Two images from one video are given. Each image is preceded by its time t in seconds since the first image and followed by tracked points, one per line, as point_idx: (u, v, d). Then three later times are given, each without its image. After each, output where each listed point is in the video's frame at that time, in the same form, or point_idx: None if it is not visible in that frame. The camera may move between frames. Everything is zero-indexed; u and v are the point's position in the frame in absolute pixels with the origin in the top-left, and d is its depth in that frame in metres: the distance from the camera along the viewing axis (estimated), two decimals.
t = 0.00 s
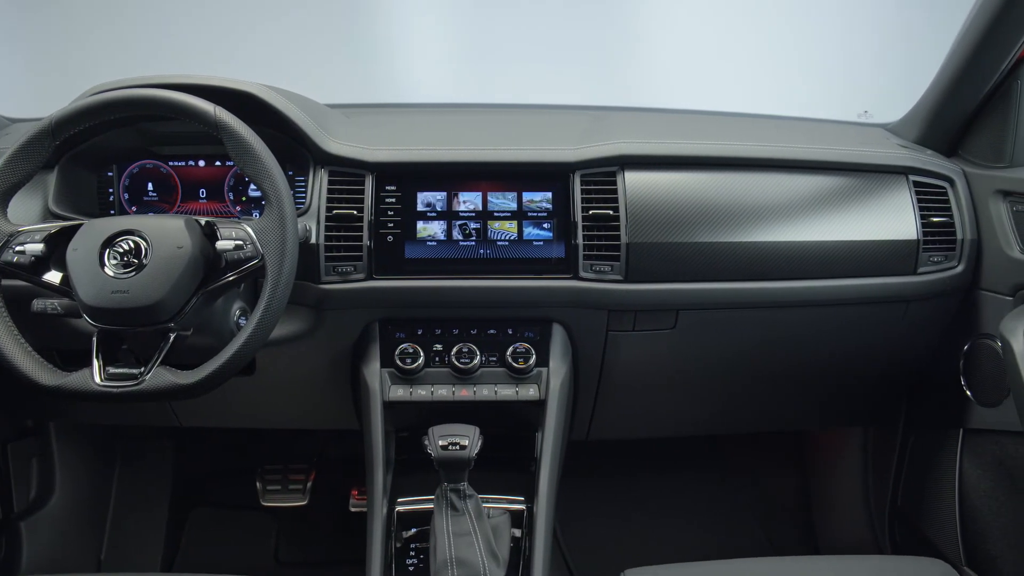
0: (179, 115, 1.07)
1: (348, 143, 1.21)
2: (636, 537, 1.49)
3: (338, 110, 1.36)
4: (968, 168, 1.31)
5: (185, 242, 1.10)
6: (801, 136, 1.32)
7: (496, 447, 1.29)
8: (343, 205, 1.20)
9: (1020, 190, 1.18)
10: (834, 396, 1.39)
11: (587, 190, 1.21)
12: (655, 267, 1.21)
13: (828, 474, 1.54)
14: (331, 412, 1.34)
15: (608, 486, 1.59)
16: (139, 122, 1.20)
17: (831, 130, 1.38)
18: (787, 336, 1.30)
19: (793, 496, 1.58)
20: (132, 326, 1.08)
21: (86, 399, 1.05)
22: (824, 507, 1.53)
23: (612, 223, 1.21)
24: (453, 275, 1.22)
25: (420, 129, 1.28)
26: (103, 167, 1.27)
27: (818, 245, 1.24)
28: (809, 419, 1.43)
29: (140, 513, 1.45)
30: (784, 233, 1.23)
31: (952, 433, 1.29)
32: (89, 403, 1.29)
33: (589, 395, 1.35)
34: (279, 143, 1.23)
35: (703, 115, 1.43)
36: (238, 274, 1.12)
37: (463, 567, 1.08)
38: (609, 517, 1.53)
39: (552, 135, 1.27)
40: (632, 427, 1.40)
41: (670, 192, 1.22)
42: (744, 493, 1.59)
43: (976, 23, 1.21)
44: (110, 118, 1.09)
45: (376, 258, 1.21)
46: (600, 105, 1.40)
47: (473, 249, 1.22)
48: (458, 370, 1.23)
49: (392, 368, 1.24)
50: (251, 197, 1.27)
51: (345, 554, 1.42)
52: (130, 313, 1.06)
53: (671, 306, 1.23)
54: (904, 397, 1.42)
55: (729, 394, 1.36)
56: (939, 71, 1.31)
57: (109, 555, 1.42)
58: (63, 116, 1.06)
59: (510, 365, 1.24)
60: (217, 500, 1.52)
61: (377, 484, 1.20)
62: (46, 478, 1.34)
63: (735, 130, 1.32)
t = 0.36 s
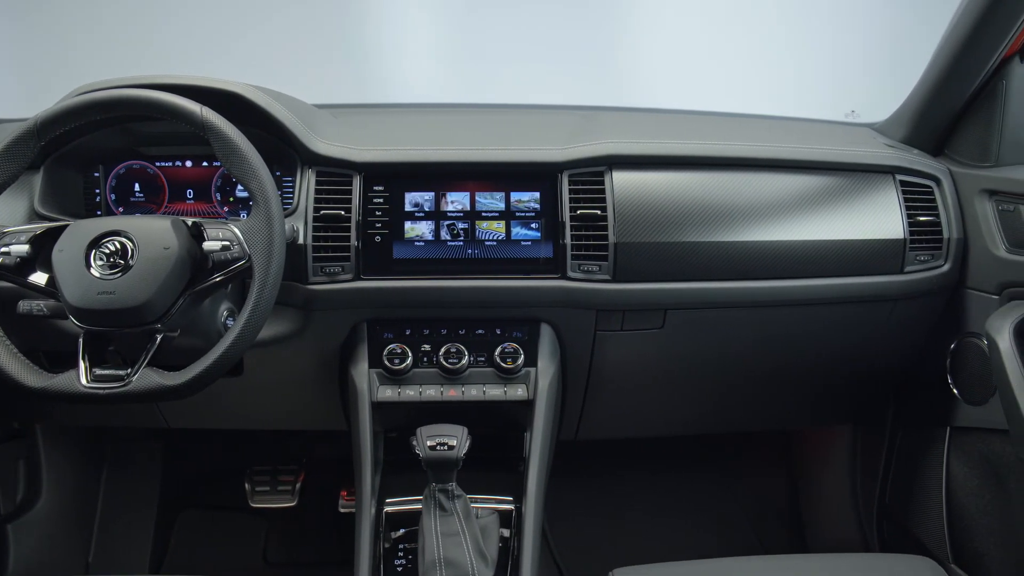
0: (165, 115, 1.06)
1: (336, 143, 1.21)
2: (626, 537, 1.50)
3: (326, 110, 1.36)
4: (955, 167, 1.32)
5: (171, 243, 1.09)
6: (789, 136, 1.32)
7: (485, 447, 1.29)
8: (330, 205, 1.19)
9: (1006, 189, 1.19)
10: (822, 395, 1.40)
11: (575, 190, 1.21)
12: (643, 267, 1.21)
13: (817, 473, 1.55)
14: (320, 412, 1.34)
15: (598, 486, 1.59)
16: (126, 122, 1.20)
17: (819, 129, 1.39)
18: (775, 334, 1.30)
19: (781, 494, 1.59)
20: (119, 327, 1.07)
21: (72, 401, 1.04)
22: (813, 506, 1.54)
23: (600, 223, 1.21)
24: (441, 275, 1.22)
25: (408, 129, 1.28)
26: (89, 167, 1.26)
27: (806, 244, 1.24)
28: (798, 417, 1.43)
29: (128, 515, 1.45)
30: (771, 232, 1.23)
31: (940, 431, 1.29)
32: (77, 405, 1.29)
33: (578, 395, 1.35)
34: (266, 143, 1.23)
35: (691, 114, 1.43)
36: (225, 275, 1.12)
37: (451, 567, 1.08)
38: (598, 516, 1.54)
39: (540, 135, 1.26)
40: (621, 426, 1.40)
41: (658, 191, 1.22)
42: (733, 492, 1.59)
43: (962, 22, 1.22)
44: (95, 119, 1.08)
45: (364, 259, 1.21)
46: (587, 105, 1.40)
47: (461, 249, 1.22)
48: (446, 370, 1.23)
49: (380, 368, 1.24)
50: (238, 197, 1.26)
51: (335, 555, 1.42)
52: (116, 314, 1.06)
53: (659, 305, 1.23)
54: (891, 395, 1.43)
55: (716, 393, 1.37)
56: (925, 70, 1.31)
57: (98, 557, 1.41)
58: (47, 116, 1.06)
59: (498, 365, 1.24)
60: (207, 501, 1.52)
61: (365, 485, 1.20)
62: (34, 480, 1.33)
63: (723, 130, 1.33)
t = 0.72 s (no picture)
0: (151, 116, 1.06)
1: (323, 143, 1.21)
2: (616, 536, 1.50)
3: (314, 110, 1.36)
4: (941, 167, 1.32)
5: (158, 243, 1.08)
6: (777, 135, 1.33)
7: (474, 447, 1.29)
8: (318, 205, 1.19)
9: (991, 188, 1.19)
10: (811, 393, 1.41)
11: (562, 189, 1.21)
12: (631, 267, 1.22)
13: (806, 471, 1.55)
14: (308, 413, 1.34)
15: (588, 485, 1.59)
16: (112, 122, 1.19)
17: (806, 129, 1.39)
18: (764, 333, 1.30)
19: (770, 493, 1.60)
20: (105, 328, 1.07)
21: (57, 402, 1.04)
22: (802, 504, 1.54)
23: (588, 223, 1.21)
24: (429, 275, 1.22)
25: (395, 129, 1.27)
26: (75, 167, 1.25)
27: (794, 244, 1.24)
28: (787, 416, 1.44)
29: (117, 517, 1.44)
30: (759, 232, 1.24)
31: (927, 430, 1.30)
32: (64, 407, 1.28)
33: (566, 394, 1.35)
34: (253, 143, 1.22)
35: (679, 114, 1.44)
36: (212, 275, 1.12)
37: (439, 567, 1.08)
38: (588, 516, 1.54)
39: (528, 135, 1.26)
40: (610, 426, 1.40)
41: (646, 192, 1.22)
42: (723, 491, 1.60)
43: (947, 22, 1.22)
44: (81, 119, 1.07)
45: (352, 259, 1.21)
46: (576, 105, 1.40)
47: (449, 249, 1.22)
48: (434, 370, 1.22)
49: (368, 369, 1.24)
50: (225, 198, 1.26)
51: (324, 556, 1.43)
52: (102, 316, 1.05)
53: (647, 305, 1.23)
54: (879, 393, 1.43)
55: (705, 392, 1.37)
56: (911, 70, 1.32)
57: (86, 560, 1.40)
58: (32, 116, 1.05)
59: (486, 365, 1.24)
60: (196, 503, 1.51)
61: (354, 486, 1.20)
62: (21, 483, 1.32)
63: (711, 130, 1.33)
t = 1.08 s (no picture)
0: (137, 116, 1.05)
1: (310, 144, 1.20)
2: (606, 536, 1.50)
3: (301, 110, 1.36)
4: (927, 166, 1.33)
5: (144, 244, 1.08)
6: (765, 135, 1.33)
7: (462, 447, 1.29)
8: (305, 206, 1.19)
9: (977, 187, 1.20)
10: (798, 392, 1.41)
11: (550, 189, 1.21)
12: (618, 266, 1.22)
13: (795, 470, 1.56)
14: (297, 414, 1.34)
15: (578, 485, 1.60)
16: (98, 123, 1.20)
17: (793, 128, 1.40)
18: (752, 332, 1.31)
19: (759, 492, 1.60)
20: (91, 330, 1.06)
21: (42, 404, 1.03)
22: (790, 503, 1.55)
23: (576, 223, 1.21)
24: (416, 275, 1.22)
25: (383, 129, 1.27)
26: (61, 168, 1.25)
27: (781, 243, 1.24)
28: (776, 415, 1.44)
29: (105, 519, 1.44)
30: (746, 231, 1.24)
31: (914, 428, 1.31)
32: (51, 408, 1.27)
33: (555, 394, 1.36)
34: (240, 144, 1.22)
35: (666, 114, 1.44)
36: (198, 276, 1.11)
37: (427, 568, 1.07)
38: (578, 516, 1.54)
39: (515, 135, 1.27)
40: (599, 425, 1.40)
41: (634, 192, 1.22)
42: (712, 490, 1.60)
43: (932, 22, 1.23)
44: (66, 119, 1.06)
45: (339, 260, 1.21)
46: (563, 105, 1.40)
47: (436, 250, 1.22)
48: (422, 370, 1.22)
49: (356, 370, 1.23)
50: (212, 198, 1.26)
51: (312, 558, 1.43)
52: (88, 317, 1.04)
53: (634, 304, 1.24)
54: (867, 392, 1.44)
55: (693, 392, 1.38)
56: (897, 70, 1.33)
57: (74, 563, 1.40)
58: (17, 117, 1.04)
59: (474, 365, 1.24)
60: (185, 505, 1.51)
61: (341, 487, 1.19)
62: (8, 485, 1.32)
63: (697, 130, 1.33)
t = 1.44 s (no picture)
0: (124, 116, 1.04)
1: (298, 144, 1.20)
2: (595, 536, 1.50)
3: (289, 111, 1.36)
4: (914, 165, 1.33)
5: (131, 245, 1.07)
6: (753, 135, 1.33)
7: (452, 448, 1.29)
8: (293, 207, 1.19)
9: (963, 187, 1.20)
10: (787, 390, 1.42)
11: (538, 189, 1.21)
12: (607, 266, 1.22)
13: (785, 469, 1.57)
14: (285, 415, 1.33)
15: (568, 485, 1.60)
16: (85, 122, 1.19)
17: (781, 128, 1.40)
18: (741, 331, 1.31)
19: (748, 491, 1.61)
20: (77, 331, 1.05)
21: (28, 406, 1.03)
22: (779, 502, 1.55)
23: (564, 223, 1.21)
24: (405, 275, 1.22)
25: (371, 130, 1.27)
26: (48, 168, 1.24)
27: (770, 242, 1.25)
28: (766, 414, 1.44)
29: (94, 521, 1.43)
30: (735, 231, 1.24)
31: (902, 426, 1.31)
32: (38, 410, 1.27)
33: (544, 394, 1.36)
34: (228, 144, 1.21)
35: (654, 114, 1.44)
36: (186, 277, 1.11)
37: (415, 568, 1.07)
38: (567, 515, 1.55)
39: (504, 135, 1.27)
40: (588, 425, 1.40)
41: (622, 191, 1.22)
42: (703, 489, 1.61)
43: (919, 22, 1.23)
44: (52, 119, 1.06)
45: (327, 261, 1.21)
46: (552, 105, 1.40)
47: (424, 250, 1.22)
48: (411, 370, 1.22)
49: (345, 370, 1.23)
50: (200, 199, 1.26)
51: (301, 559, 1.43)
52: (74, 318, 1.04)
53: (623, 304, 1.24)
54: (855, 390, 1.45)
55: (683, 391, 1.38)
56: (884, 70, 1.33)
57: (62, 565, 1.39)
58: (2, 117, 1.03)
59: (463, 365, 1.24)
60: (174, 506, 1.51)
61: (330, 488, 1.19)
62: None
63: (685, 130, 1.34)
